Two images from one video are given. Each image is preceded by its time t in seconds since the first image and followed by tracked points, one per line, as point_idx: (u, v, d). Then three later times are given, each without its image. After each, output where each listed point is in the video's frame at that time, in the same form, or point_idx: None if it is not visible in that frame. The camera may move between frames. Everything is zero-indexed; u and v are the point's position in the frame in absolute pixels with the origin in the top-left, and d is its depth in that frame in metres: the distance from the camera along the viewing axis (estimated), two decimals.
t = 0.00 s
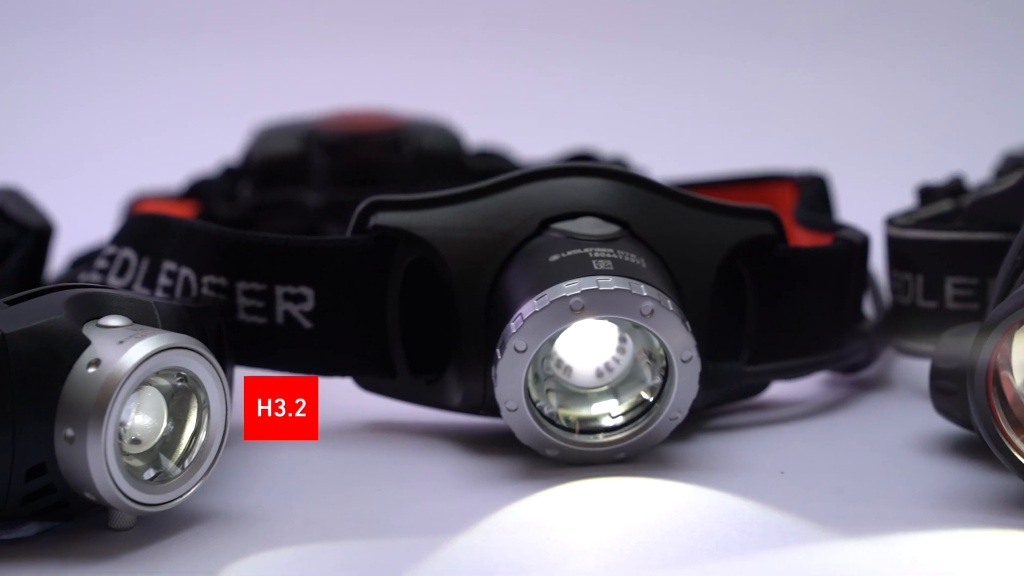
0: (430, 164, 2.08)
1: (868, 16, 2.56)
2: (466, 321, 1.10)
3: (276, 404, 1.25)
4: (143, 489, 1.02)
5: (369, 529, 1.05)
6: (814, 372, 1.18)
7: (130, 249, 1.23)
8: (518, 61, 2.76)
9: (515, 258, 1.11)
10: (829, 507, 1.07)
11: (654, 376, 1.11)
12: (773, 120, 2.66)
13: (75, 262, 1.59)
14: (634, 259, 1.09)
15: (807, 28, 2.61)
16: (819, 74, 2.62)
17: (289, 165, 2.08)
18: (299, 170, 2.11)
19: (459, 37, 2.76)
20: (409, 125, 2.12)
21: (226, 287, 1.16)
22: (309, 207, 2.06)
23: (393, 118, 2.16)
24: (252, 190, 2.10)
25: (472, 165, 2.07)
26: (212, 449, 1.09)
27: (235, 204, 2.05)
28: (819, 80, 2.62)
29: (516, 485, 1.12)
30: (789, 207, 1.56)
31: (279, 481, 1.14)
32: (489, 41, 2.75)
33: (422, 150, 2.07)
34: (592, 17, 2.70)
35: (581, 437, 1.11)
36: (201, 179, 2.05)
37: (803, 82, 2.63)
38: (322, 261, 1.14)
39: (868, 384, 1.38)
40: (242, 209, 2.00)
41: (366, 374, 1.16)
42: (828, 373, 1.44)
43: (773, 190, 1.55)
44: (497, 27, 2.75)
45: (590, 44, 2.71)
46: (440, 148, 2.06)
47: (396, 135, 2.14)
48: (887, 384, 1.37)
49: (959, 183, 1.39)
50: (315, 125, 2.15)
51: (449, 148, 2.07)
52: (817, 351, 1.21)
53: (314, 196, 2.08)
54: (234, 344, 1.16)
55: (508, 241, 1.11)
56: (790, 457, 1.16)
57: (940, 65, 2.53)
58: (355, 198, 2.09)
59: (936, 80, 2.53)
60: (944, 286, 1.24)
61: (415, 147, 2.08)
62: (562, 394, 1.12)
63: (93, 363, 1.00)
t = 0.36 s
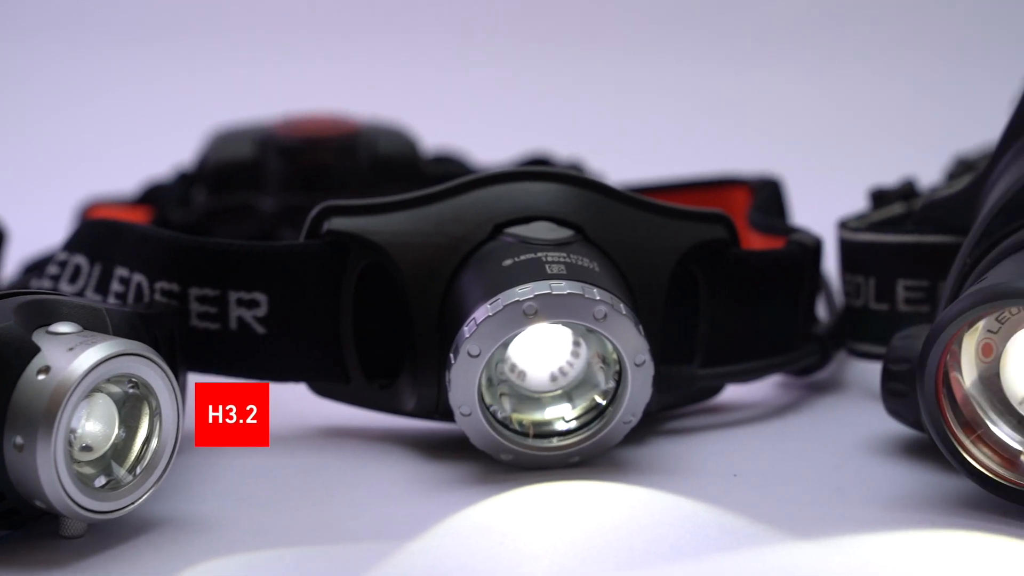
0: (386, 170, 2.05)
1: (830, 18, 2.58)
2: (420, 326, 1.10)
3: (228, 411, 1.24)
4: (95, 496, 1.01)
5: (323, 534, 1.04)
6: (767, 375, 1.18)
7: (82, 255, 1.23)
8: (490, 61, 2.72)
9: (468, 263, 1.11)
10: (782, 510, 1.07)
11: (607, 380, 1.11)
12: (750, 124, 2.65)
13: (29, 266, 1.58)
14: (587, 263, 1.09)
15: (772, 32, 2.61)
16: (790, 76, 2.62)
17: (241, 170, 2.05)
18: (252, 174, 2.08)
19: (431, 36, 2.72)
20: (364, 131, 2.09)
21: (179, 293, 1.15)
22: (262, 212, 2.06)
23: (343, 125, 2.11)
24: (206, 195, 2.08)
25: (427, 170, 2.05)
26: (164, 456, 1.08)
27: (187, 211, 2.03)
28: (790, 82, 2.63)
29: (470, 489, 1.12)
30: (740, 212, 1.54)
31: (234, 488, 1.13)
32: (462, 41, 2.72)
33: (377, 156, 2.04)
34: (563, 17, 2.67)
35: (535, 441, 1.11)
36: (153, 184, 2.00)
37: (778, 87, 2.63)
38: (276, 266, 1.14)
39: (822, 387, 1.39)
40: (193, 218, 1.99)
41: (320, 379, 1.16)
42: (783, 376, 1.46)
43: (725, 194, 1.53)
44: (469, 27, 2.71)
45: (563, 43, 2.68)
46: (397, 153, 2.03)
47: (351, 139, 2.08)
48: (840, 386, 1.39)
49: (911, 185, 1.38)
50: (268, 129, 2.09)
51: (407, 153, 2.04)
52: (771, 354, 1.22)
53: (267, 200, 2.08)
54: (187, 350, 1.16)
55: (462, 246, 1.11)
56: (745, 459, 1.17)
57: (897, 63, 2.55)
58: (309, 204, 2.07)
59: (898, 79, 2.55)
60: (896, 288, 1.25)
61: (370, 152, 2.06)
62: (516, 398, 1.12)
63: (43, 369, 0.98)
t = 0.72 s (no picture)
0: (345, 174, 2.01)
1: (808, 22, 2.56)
2: (377, 330, 1.10)
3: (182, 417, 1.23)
4: (49, 503, 1.00)
5: (280, 540, 1.03)
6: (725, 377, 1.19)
7: (37, 261, 1.22)
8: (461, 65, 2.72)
9: (426, 267, 1.11)
10: (739, 513, 1.07)
11: (565, 384, 1.12)
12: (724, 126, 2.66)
13: None
14: (545, 267, 1.09)
15: (750, 36, 2.59)
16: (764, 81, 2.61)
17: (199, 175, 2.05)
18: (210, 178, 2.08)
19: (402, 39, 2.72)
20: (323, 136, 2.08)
21: (135, 298, 1.15)
22: (221, 217, 2.02)
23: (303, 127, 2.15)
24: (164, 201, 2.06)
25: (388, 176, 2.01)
26: (120, 462, 1.07)
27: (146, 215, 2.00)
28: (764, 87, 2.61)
29: (428, 493, 1.12)
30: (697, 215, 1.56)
31: (192, 494, 1.12)
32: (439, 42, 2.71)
33: (337, 160, 2.01)
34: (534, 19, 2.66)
35: (494, 445, 1.11)
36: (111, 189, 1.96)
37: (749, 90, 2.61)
38: (233, 271, 1.13)
39: (779, 389, 1.40)
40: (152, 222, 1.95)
41: (277, 385, 1.16)
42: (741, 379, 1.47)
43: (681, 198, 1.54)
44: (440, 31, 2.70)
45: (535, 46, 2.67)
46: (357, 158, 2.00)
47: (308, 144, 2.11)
48: (797, 389, 1.40)
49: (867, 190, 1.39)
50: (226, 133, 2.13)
51: (367, 158, 2.00)
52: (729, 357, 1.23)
53: (226, 205, 2.05)
54: (142, 356, 1.15)
55: (420, 250, 1.12)
56: (703, 462, 1.17)
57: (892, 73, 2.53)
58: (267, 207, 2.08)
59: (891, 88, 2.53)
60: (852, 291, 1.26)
61: (330, 156, 2.03)
62: (474, 402, 1.12)
63: None
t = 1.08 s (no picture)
0: (305, 177, 2.03)
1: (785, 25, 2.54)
2: (336, 334, 1.10)
3: (137, 423, 1.24)
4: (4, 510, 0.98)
5: (238, 545, 1.03)
6: (683, 379, 1.20)
7: None
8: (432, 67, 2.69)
9: (384, 271, 1.11)
10: (697, 516, 1.08)
11: (524, 389, 1.12)
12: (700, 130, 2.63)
13: None
14: (502, 270, 1.09)
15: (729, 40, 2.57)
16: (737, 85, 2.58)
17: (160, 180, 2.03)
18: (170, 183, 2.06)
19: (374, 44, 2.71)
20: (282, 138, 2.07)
21: (91, 304, 1.14)
22: (181, 222, 1.97)
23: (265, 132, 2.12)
24: (122, 206, 2.05)
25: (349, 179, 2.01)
26: (75, 468, 1.06)
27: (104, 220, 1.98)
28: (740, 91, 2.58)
29: (386, 498, 1.12)
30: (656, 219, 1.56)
31: (150, 500, 1.12)
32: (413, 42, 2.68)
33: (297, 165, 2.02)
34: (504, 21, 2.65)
35: (452, 448, 1.11)
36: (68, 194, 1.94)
37: (724, 94, 2.59)
38: (190, 276, 1.13)
39: (738, 391, 1.41)
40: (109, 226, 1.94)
41: (235, 390, 1.15)
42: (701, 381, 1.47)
43: (640, 202, 1.54)
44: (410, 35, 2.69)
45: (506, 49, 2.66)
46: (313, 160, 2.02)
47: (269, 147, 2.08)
48: (756, 390, 1.40)
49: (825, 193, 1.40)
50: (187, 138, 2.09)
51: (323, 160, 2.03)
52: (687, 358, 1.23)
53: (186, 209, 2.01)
54: (99, 361, 1.14)
55: (377, 254, 1.11)
56: (661, 465, 1.18)
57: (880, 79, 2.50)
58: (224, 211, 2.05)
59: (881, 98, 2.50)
60: (809, 292, 1.27)
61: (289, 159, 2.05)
62: (432, 405, 1.12)
63: None
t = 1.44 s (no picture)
0: (269, 181, 1.99)
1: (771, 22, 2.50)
2: (293, 338, 1.10)
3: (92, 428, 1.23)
4: None
5: (193, 550, 1.02)
6: (640, 381, 1.22)
7: None
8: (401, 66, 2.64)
9: (341, 275, 1.11)
10: (655, 518, 1.08)
11: (482, 392, 1.12)
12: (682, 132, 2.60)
13: None
14: (460, 273, 1.09)
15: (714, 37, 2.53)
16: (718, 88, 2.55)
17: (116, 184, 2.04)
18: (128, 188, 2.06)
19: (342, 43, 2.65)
20: (242, 141, 2.06)
21: (46, 309, 1.14)
22: (140, 226, 1.98)
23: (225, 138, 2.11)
24: (82, 209, 2.03)
25: (306, 183, 2.00)
26: (29, 476, 1.03)
27: (64, 223, 1.96)
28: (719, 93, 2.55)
29: (344, 502, 1.11)
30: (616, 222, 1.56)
31: (104, 507, 1.11)
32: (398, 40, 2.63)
33: (257, 167, 2.00)
34: (476, 20, 2.61)
35: (410, 452, 1.11)
36: (27, 198, 1.92)
37: (700, 95, 2.56)
38: (147, 280, 1.13)
39: (697, 392, 1.41)
40: (68, 229, 1.92)
41: (193, 395, 1.15)
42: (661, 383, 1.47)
43: (601, 205, 1.55)
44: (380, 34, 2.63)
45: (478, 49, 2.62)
46: (277, 164, 1.99)
47: (227, 151, 2.09)
48: (715, 391, 1.41)
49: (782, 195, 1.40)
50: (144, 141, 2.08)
51: (287, 163, 1.99)
52: (645, 361, 1.24)
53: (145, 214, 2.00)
54: (54, 367, 1.14)
55: (335, 258, 1.11)
56: (619, 467, 1.18)
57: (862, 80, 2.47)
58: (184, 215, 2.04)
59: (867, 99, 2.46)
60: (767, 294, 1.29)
61: (249, 162, 2.02)
62: (391, 409, 1.12)
63: None
